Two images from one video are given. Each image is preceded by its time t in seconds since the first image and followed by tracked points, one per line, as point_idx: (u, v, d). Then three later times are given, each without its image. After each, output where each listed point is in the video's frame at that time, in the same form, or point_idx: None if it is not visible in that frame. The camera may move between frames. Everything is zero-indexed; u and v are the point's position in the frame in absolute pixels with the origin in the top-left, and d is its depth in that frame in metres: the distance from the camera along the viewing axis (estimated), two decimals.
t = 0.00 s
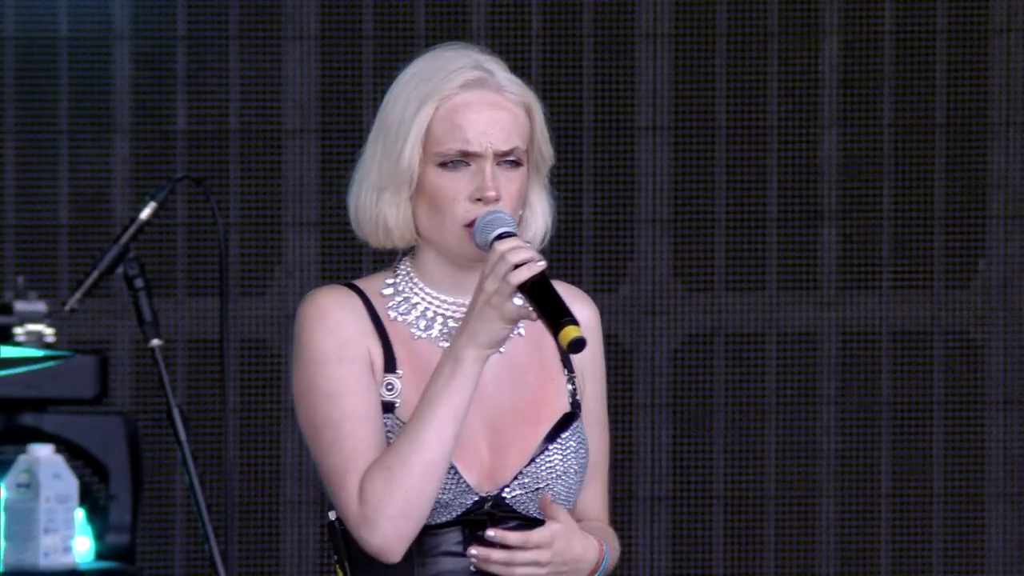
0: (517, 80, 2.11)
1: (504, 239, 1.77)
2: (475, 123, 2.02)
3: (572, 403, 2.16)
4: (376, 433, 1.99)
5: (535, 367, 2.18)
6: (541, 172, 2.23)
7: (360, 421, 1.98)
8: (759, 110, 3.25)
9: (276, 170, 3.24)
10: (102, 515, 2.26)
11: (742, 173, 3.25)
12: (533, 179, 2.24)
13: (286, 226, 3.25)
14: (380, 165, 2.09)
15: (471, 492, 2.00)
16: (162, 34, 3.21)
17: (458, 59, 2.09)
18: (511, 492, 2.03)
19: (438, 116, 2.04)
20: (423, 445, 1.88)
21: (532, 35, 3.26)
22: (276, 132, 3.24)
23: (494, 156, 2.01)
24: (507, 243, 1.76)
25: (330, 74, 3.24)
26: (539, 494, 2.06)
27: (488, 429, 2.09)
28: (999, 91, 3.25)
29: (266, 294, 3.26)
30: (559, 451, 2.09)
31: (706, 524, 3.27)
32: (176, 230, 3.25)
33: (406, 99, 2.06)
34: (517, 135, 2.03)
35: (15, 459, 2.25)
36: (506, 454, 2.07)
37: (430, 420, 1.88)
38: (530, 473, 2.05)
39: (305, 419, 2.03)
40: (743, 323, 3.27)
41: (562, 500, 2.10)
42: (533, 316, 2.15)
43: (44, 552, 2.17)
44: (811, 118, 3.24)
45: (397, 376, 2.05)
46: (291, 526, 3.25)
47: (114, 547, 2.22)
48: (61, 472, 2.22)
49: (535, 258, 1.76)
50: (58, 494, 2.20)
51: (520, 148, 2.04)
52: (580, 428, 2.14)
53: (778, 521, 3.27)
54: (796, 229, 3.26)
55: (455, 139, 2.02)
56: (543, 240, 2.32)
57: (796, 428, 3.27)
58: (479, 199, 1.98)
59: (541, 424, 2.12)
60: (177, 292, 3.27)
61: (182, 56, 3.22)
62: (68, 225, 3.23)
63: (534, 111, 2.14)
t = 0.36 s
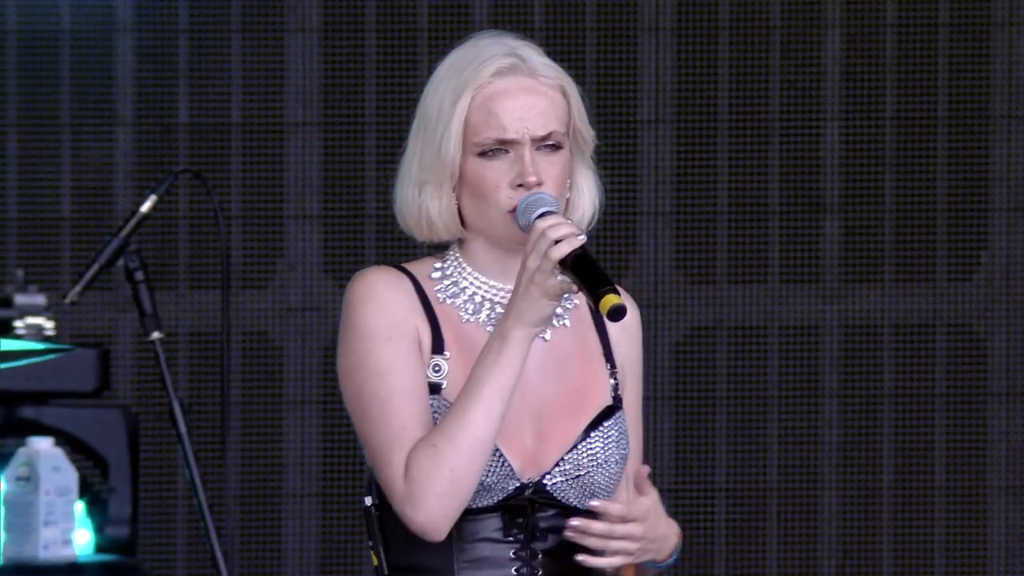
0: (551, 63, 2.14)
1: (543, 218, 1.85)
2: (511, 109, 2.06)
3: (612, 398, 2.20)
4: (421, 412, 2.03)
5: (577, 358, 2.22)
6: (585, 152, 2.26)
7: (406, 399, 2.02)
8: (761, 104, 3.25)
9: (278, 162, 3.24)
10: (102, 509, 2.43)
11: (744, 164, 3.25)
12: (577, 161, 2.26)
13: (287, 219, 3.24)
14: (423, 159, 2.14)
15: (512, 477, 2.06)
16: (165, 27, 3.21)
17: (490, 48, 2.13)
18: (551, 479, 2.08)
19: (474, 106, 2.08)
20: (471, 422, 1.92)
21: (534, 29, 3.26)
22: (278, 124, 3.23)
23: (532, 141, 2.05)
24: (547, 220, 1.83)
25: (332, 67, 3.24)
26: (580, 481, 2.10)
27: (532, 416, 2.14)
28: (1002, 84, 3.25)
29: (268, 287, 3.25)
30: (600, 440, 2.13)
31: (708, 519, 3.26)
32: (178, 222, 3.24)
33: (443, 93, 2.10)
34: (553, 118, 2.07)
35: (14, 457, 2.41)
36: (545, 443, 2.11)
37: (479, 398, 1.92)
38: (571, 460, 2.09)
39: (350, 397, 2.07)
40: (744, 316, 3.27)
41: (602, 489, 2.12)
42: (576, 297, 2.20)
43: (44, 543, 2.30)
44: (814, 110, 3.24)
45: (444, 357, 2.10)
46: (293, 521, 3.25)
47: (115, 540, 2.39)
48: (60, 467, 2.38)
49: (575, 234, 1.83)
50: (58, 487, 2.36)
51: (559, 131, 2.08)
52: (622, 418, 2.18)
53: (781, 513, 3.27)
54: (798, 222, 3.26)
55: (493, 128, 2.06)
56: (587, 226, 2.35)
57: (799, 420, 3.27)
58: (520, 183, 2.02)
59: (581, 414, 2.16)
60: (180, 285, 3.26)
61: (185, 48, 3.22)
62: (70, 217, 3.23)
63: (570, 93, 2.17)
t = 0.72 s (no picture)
0: (562, 61, 2.13)
1: (550, 215, 1.82)
2: (520, 109, 2.05)
3: (632, 395, 2.18)
4: (426, 407, 2.02)
5: (596, 354, 2.19)
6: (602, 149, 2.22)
7: (411, 394, 2.01)
8: (763, 103, 3.25)
9: (281, 161, 3.24)
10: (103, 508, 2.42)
11: (748, 162, 3.25)
12: (593, 158, 2.23)
13: (290, 218, 3.24)
14: (434, 158, 2.13)
15: (523, 469, 2.05)
16: (168, 27, 3.22)
17: (501, 47, 2.12)
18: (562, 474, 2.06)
19: (482, 106, 2.07)
20: (471, 417, 1.90)
21: (538, 25, 3.25)
22: (281, 123, 3.23)
23: (540, 141, 2.03)
24: (552, 218, 1.81)
25: (335, 66, 3.24)
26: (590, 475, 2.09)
27: (543, 410, 2.12)
28: (1004, 83, 3.26)
29: (271, 286, 3.25)
30: (611, 431, 2.12)
31: (711, 518, 3.26)
32: (181, 221, 3.24)
33: (451, 93, 2.09)
34: (562, 118, 2.05)
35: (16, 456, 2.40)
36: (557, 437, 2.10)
37: (481, 393, 1.91)
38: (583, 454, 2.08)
39: (359, 390, 2.06)
40: (746, 315, 3.28)
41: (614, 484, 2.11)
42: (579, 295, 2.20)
43: (44, 542, 2.29)
44: (816, 110, 3.24)
45: (455, 352, 2.09)
46: (296, 519, 3.25)
47: (116, 538, 2.36)
48: (62, 466, 2.37)
49: (581, 232, 1.80)
50: (60, 487, 2.35)
51: (568, 130, 2.06)
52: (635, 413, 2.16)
53: (784, 511, 3.28)
54: (801, 222, 3.26)
55: (502, 128, 2.04)
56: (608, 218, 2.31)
57: (802, 419, 3.27)
58: (528, 183, 2.00)
59: (595, 410, 2.14)
60: (182, 284, 3.26)
61: (187, 50, 3.22)
62: (72, 216, 3.23)
63: (583, 93, 2.15)
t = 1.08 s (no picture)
0: (550, 64, 2.13)
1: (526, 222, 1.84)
2: (507, 110, 2.05)
3: (614, 387, 2.19)
4: (403, 412, 2.05)
5: (576, 350, 2.20)
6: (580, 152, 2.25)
7: (388, 400, 2.05)
8: (760, 101, 3.25)
9: (279, 158, 3.24)
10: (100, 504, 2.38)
11: (745, 160, 3.25)
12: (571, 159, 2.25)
13: (288, 216, 3.24)
14: (416, 152, 2.14)
15: (506, 468, 2.07)
16: (165, 25, 3.22)
17: (490, 45, 2.12)
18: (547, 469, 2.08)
19: (470, 104, 2.07)
20: (448, 424, 1.94)
21: (535, 24, 3.25)
22: (279, 121, 3.23)
23: (524, 144, 2.04)
24: (529, 224, 1.83)
25: (332, 62, 3.24)
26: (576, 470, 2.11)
27: (523, 409, 2.13)
28: (1003, 80, 3.25)
29: (268, 283, 3.25)
30: (593, 426, 2.13)
31: (708, 515, 3.26)
32: (178, 218, 3.24)
33: (439, 89, 2.09)
34: (548, 122, 2.06)
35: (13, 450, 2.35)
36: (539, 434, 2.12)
37: (457, 398, 1.95)
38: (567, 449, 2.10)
39: (337, 399, 2.10)
40: (744, 313, 3.27)
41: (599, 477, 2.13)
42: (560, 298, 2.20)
43: (42, 540, 2.26)
44: (813, 107, 3.24)
45: (432, 354, 2.12)
46: (293, 518, 3.25)
47: (113, 536, 2.34)
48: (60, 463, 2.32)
49: (556, 238, 1.82)
50: (57, 484, 2.30)
51: (554, 135, 2.07)
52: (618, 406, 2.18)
53: (781, 510, 3.27)
54: (798, 218, 3.25)
55: (487, 128, 2.05)
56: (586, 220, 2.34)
57: (800, 416, 3.27)
58: (511, 186, 2.02)
59: (578, 404, 2.16)
60: (180, 282, 3.26)
61: (185, 46, 3.21)
62: (70, 214, 3.23)
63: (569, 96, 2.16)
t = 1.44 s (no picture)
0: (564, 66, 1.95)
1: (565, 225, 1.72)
2: (530, 112, 1.88)
3: (617, 384, 2.03)
4: (424, 411, 1.87)
5: (580, 347, 2.05)
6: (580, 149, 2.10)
7: (409, 399, 1.85)
8: (756, 101, 3.25)
9: (274, 157, 3.24)
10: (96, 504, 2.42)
11: (740, 159, 3.26)
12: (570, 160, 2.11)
13: (284, 215, 3.24)
14: (429, 155, 1.95)
15: (522, 467, 1.90)
16: (160, 24, 3.21)
17: (502, 46, 1.92)
18: (560, 469, 1.93)
19: (490, 108, 1.89)
20: (482, 426, 1.78)
21: (530, 23, 3.26)
22: (275, 121, 3.23)
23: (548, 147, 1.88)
24: (569, 228, 1.71)
25: (328, 61, 3.24)
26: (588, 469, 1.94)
27: (532, 407, 1.97)
28: (998, 81, 3.26)
29: (263, 283, 3.25)
30: (605, 424, 1.97)
31: (703, 515, 3.27)
32: (174, 219, 3.24)
33: (454, 93, 1.91)
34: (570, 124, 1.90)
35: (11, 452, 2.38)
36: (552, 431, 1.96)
37: (490, 400, 1.78)
38: (578, 446, 1.94)
39: (348, 401, 1.91)
40: (740, 313, 3.27)
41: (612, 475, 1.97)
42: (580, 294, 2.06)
43: (39, 539, 2.29)
44: (808, 106, 3.25)
45: (444, 355, 1.93)
46: (289, 517, 3.25)
47: (111, 535, 2.39)
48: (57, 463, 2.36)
49: (600, 244, 1.70)
50: (54, 484, 2.33)
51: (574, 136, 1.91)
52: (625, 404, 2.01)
53: (776, 510, 3.28)
54: (792, 217, 3.26)
55: (509, 131, 1.87)
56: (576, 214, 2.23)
57: (795, 415, 3.27)
58: (535, 189, 1.86)
59: (587, 401, 1.99)
60: (175, 281, 3.26)
61: (180, 45, 3.21)
62: (65, 213, 3.23)
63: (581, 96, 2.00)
